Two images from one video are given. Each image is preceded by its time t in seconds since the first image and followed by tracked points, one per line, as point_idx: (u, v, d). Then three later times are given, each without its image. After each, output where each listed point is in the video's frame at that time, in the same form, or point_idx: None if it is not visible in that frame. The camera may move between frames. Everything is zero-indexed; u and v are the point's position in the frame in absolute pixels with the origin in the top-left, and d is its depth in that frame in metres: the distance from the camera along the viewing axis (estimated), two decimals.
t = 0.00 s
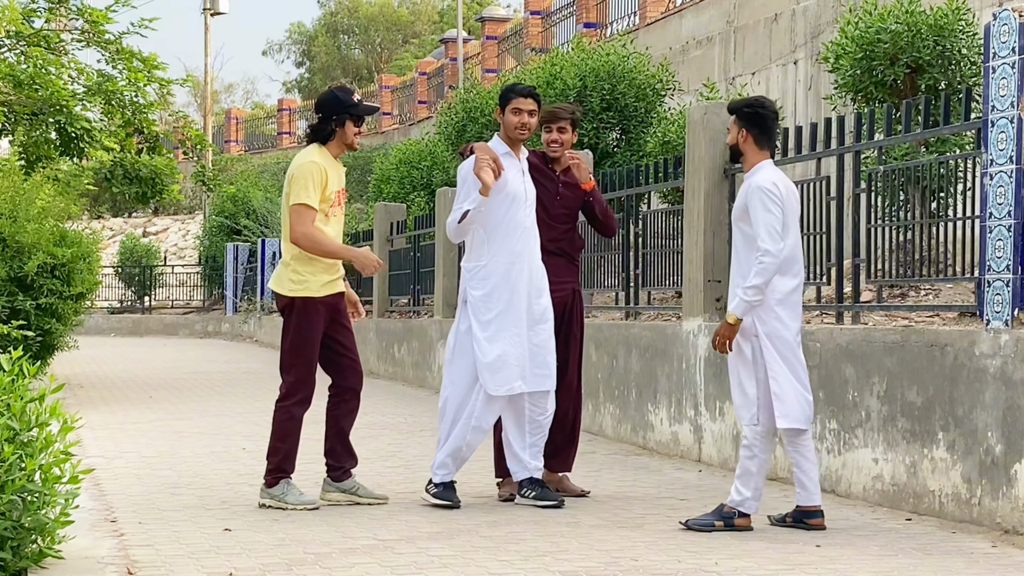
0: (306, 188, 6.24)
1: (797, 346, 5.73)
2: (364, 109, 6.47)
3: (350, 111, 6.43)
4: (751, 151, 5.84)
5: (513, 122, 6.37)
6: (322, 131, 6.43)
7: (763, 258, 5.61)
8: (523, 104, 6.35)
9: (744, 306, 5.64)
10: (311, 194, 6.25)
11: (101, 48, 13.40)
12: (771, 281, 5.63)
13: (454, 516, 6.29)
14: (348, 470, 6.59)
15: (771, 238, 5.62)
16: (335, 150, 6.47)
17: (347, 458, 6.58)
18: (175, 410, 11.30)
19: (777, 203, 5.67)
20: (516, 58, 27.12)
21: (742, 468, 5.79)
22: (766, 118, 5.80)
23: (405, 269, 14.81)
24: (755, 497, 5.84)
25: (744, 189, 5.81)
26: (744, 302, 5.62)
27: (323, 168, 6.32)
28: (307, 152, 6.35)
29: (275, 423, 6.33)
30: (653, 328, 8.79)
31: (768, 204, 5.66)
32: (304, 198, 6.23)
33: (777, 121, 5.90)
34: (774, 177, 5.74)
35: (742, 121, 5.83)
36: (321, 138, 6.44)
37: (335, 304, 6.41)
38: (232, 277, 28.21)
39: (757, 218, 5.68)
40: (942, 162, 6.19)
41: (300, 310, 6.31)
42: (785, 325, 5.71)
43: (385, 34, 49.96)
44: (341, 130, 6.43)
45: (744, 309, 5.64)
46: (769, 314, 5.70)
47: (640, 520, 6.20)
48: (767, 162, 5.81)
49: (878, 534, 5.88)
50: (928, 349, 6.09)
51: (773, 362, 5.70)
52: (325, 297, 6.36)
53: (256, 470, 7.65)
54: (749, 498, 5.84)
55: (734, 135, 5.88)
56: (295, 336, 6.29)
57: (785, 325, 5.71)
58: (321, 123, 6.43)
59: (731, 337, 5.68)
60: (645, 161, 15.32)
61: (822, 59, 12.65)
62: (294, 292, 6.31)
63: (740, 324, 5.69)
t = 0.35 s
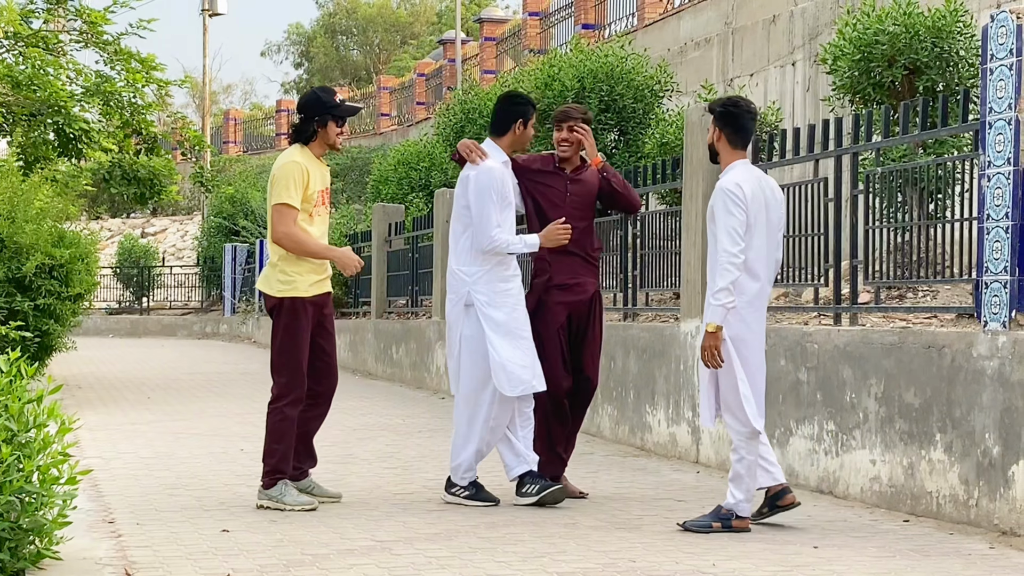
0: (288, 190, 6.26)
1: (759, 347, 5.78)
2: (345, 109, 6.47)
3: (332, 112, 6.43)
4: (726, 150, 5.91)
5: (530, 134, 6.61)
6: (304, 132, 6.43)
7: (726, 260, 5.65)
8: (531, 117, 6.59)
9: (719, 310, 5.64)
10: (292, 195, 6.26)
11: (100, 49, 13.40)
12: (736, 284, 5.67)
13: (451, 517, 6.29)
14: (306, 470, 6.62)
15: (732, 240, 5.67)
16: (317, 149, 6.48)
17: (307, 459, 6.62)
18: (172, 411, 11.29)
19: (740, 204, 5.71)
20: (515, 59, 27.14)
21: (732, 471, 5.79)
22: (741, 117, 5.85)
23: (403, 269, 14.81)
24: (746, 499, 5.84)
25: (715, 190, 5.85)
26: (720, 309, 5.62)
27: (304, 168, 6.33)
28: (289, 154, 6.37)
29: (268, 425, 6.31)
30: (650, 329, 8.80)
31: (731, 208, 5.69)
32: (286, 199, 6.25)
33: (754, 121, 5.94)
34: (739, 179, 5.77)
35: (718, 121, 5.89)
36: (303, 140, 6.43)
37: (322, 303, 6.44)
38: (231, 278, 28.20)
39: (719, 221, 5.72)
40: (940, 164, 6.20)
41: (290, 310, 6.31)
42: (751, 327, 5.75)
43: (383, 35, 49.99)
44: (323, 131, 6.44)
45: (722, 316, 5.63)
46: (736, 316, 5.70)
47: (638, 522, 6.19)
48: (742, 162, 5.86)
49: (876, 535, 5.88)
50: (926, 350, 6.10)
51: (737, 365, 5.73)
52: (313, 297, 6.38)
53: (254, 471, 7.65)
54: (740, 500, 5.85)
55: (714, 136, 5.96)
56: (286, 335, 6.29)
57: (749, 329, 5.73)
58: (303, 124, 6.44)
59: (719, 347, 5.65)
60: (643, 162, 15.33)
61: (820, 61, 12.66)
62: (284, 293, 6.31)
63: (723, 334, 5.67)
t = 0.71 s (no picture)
0: (295, 190, 6.27)
1: (746, 347, 5.75)
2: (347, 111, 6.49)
3: (334, 114, 6.44)
4: (714, 150, 5.93)
5: (500, 138, 6.67)
6: (306, 134, 6.45)
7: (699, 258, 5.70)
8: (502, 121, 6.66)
9: (686, 307, 5.70)
10: (298, 195, 6.28)
11: (98, 50, 13.39)
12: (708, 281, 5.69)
13: (449, 519, 6.29)
14: (298, 474, 6.61)
15: (707, 238, 5.71)
16: (320, 151, 6.50)
17: (301, 463, 6.62)
18: (170, 412, 11.28)
19: (721, 204, 5.74)
20: (513, 60, 27.16)
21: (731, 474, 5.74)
22: (731, 119, 5.85)
23: (402, 271, 14.80)
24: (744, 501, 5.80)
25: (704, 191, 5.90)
26: (683, 304, 5.69)
27: (309, 169, 6.34)
28: (295, 155, 6.38)
29: (270, 422, 6.32)
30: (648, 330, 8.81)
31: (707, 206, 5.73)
32: (292, 199, 6.26)
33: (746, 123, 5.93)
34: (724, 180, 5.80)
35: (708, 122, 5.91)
36: (307, 142, 6.44)
37: (329, 303, 6.44)
38: (229, 280, 28.18)
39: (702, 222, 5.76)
40: (939, 166, 6.21)
41: (297, 309, 6.32)
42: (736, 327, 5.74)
43: (383, 36, 50.00)
44: (325, 133, 6.46)
45: (685, 311, 5.71)
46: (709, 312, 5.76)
47: (635, 524, 6.19)
48: (731, 163, 5.87)
49: (874, 537, 5.88)
50: (925, 352, 6.10)
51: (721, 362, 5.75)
52: (322, 297, 6.38)
53: (252, 472, 7.65)
54: (739, 503, 5.81)
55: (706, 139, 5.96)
56: (292, 334, 6.30)
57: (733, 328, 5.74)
58: (305, 127, 6.45)
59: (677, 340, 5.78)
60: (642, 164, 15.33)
61: (819, 62, 12.66)
62: (293, 293, 6.33)
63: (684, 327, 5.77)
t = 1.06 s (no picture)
0: (300, 191, 6.28)
1: (744, 350, 5.80)
2: (355, 116, 6.49)
3: (342, 118, 6.44)
4: (715, 157, 5.94)
5: (474, 139, 6.69)
6: (314, 137, 6.44)
7: (711, 263, 5.69)
8: (486, 123, 6.70)
9: (702, 312, 5.70)
10: (302, 197, 6.28)
11: (98, 52, 13.39)
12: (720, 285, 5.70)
13: (448, 521, 6.28)
14: (299, 477, 6.58)
15: (718, 244, 5.69)
16: (328, 155, 6.49)
17: (301, 465, 6.61)
18: (170, 415, 11.27)
19: (728, 209, 5.73)
20: (512, 63, 27.16)
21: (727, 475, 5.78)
22: (732, 127, 5.88)
23: (402, 272, 14.80)
24: (743, 501, 5.84)
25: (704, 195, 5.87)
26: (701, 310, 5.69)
27: (313, 171, 6.35)
28: (299, 157, 6.39)
29: (273, 422, 6.34)
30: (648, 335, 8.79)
31: (717, 210, 5.72)
32: (296, 201, 6.27)
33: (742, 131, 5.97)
34: (728, 185, 5.78)
35: (709, 129, 5.92)
36: (312, 145, 6.44)
37: (332, 305, 6.44)
38: (229, 283, 28.16)
39: (708, 226, 5.76)
40: (938, 168, 6.22)
41: (300, 310, 6.33)
42: (736, 330, 5.78)
43: (382, 38, 50.04)
44: (333, 137, 6.45)
45: (703, 316, 5.70)
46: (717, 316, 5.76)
47: (635, 526, 6.19)
48: (731, 169, 5.88)
49: (874, 539, 5.88)
50: (924, 354, 6.10)
51: (721, 366, 5.78)
52: (324, 299, 6.39)
53: (251, 475, 7.64)
54: (739, 502, 5.84)
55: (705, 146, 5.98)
56: (294, 335, 6.31)
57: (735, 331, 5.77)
58: (313, 131, 6.45)
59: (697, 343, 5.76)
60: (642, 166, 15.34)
61: (818, 65, 12.67)
62: (296, 293, 6.33)
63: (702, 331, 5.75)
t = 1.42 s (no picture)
0: (304, 194, 6.30)
1: (740, 354, 5.89)
2: (360, 120, 6.50)
3: (347, 123, 6.45)
4: (719, 163, 5.96)
5: (476, 141, 6.73)
6: (318, 141, 6.44)
7: (727, 268, 5.72)
8: (491, 126, 6.73)
9: (713, 315, 5.72)
10: (306, 201, 6.30)
11: (98, 55, 13.41)
12: (733, 292, 5.76)
13: (448, 524, 6.29)
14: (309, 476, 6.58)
15: (735, 250, 5.73)
16: (332, 159, 6.50)
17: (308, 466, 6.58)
18: (170, 417, 11.27)
19: (742, 217, 5.80)
20: (512, 66, 27.18)
21: (701, 468, 5.87)
22: (737, 133, 5.93)
23: (401, 275, 14.81)
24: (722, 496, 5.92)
25: (710, 201, 5.91)
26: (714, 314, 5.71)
27: (316, 174, 6.36)
28: (303, 160, 6.40)
29: (288, 423, 6.36)
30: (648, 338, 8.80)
31: (734, 217, 5.78)
32: (300, 203, 6.28)
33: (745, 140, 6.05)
34: (739, 193, 5.85)
35: (714, 134, 5.95)
36: (316, 148, 6.44)
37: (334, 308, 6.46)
38: (229, 286, 28.17)
39: (721, 231, 5.80)
40: (938, 170, 6.23)
41: (307, 311, 6.34)
42: (737, 336, 5.85)
43: (382, 42, 50.07)
44: (338, 141, 6.45)
45: (714, 321, 5.73)
46: (725, 321, 5.80)
47: (635, 528, 6.20)
48: (734, 175, 5.93)
49: (873, 542, 5.89)
50: (924, 357, 6.11)
51: (722, 370, 5.83)
52: (327, 301, 6.40)
53: (252, 477, 7.64)
54: (718, 496, 5.92)
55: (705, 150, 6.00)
56: (302, 336, 6.31)
57: (737, 337, 5.85)
58: (318, 135, 6.45)
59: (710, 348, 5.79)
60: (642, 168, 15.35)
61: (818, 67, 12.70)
62: (298, 296, 6.33)
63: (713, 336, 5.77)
